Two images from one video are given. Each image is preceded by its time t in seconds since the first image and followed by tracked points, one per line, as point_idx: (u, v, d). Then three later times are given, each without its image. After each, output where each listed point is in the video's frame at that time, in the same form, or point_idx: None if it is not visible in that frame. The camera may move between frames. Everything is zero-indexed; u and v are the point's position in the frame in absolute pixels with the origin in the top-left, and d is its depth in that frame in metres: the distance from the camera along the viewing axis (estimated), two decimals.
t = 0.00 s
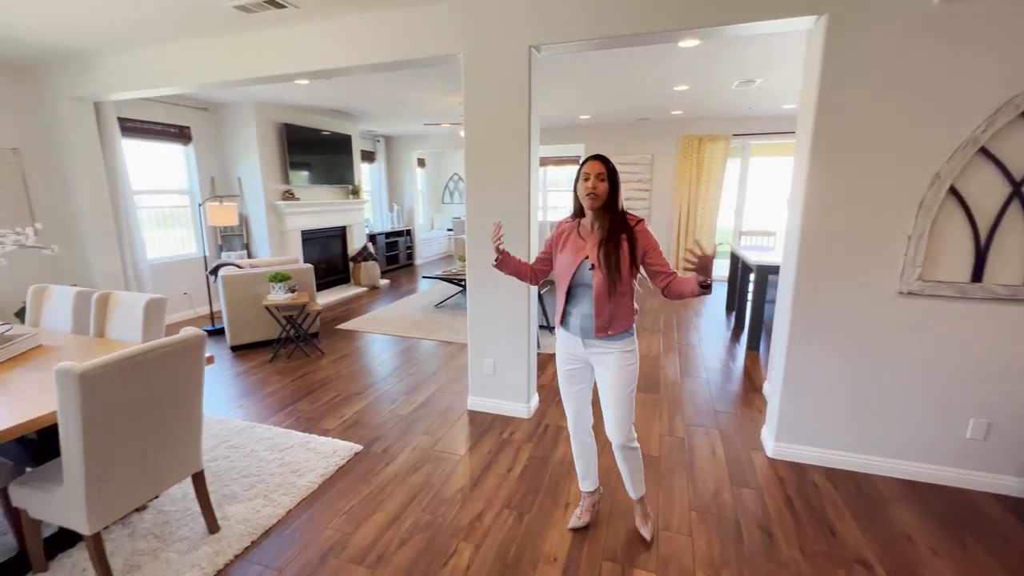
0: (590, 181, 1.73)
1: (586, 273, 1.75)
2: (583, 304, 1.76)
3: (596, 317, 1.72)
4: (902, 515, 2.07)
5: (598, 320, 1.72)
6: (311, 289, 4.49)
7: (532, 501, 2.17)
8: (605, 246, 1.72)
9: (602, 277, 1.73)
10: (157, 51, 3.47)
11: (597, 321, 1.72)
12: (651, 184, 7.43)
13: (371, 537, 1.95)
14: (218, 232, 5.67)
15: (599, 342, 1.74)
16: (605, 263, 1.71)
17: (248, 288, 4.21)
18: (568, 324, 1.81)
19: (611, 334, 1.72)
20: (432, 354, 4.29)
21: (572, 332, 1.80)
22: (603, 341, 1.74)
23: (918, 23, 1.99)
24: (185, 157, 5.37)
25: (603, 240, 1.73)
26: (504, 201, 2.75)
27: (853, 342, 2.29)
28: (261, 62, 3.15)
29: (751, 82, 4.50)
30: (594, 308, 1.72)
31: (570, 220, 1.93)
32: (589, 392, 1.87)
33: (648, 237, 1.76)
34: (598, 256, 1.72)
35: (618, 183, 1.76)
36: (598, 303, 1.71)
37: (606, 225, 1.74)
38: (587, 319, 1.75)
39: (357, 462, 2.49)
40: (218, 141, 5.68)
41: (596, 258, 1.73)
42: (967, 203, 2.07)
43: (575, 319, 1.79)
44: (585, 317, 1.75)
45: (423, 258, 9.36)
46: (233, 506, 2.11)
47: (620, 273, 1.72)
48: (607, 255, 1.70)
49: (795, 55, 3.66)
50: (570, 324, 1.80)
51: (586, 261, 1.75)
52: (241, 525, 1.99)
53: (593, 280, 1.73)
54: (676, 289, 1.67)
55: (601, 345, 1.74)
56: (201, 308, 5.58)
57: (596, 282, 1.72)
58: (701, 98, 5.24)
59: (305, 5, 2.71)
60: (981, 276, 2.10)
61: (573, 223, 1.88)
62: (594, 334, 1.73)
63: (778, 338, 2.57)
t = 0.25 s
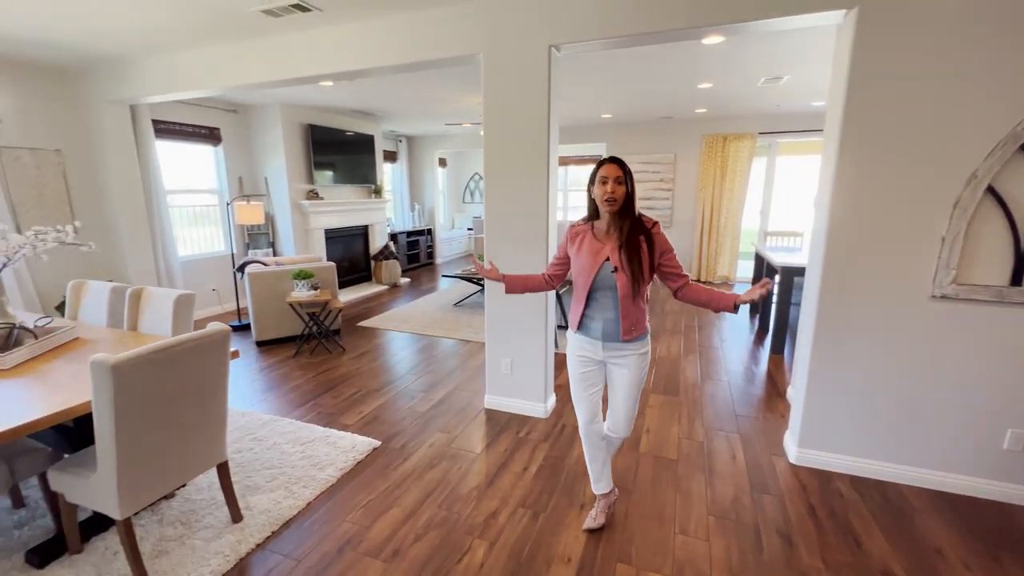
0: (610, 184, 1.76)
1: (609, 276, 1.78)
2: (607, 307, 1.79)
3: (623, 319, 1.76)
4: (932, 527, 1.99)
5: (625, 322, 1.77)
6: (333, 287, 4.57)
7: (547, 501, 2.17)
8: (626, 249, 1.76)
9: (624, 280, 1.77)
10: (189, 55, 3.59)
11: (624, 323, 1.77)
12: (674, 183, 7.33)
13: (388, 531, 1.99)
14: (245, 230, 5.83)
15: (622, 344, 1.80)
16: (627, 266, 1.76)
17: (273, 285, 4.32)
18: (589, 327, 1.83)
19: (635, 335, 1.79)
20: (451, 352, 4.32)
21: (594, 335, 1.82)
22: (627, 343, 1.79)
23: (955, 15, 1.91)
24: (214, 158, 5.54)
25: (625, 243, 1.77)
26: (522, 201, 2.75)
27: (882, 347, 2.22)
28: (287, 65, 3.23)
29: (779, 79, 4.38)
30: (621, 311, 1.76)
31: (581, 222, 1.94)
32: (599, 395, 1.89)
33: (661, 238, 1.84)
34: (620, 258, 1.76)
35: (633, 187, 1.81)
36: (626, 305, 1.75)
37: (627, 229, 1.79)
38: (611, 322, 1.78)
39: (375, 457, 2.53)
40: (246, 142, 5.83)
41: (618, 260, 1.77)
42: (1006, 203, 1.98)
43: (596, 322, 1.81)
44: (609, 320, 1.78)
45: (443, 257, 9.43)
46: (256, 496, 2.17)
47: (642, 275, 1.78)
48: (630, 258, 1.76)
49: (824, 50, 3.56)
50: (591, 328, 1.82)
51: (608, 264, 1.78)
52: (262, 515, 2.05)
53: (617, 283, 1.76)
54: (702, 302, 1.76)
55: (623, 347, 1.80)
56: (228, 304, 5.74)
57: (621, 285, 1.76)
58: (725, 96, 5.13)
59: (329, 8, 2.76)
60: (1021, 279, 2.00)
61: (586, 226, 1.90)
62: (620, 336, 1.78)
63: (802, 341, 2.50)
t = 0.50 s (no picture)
0: (625, 191, 1.76)
1: (627, 278, 1.78)
2: (626, 309, 1.78)
3: (644, 320, 1.78)
4: (963, 541, 1.91)
5: (646, 323, 1.78)
6: (352, 285, 4.64)
7: (561, 503, 2.16)
8: (643, 251, 1.77)
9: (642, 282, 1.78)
10: (216, 59, 3.68)
11: (644, 324, 1.79)
12: (695, 183, 7.22)
13: (402, 528, 2.01)
14: (268, 229, 5.96)
15: (641, 345, 1.81)
16: (645, 267, 1.77)
17: (294, 283, 4.40)
18: (608, 330, 1.81)
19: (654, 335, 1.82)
20: (467, 351, 4.34)
21: (613, 337, 1.80)
22: (644, 343, 1.81)
23: (993, 7, 1.83)
24: (239, 158, 5.67)
25: (642, 246, 1.78)
26: (539, 201, 2.74)
27: (912, 352, 2.14)
28: (309, 67, 3.29)
29: (805, 76, 4.27)
30: (642, 312, 1.77)
31: (591, 226, 1.91)
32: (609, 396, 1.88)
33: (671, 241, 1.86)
34: (638, 260, 1.77)
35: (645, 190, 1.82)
36: (647, 306, 1.77)
37: (643, 234, 1.79)
38: (632, 323, 1.78)
39: (391, 454, 2.55)
40: (270, 143, 5.96)
41: (635, 263, 1.77)
42: None
43: (616, 325, 1.80)
44: (630, 322, 1.78)
45: (461, 256, 9.48)
46: (274, 490, 2.21)
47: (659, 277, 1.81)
48: (648, 260, 1.77)
49: (852, 46, 3.45)
50: (611, 330, 1.80)
51: (625, 266, 1.78)
52: (280, 509, 2.09)
53: (636, 284, 1.77)
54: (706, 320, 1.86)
55: (640, 347, 1.82)
56: (251, 301, 5.88)
57: (640, 287, 1.77)
58: (749, 93, 5.03)
59: (349, 11, 2.80)
60: None
61: (598, 229, 1.88)
62: (642, 336, 1.79)
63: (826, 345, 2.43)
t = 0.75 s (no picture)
0: (633, 196, 1.72)
1: (631, 278, 1.76)
2: (630, 308, 1.77)
3: (646, 319, 1.77)
4: (996, 556, 1.83)
5: (648, 321, 1.77)
6: (369, 284, 4.68)
7: (574, 506, 2.14)
8: (647, 252, 1.76)
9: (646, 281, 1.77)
10: (237, 60, 3.75)
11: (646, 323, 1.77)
12: (714, 182, 7.10)
13: (415, 527, 2.01)
14: (288, 228, 6.05)
15: (642, 343, 1.80)
16: (649, 266, 1.75)
17: (312, 281, 4.46)
18: (611, 329, 1.80)
19: (656, 333, 1.81)
20: (482, 351, 4.34)
21: (616, 336, 1.79)
22: (647, 342, 1.80)
23: None
24: (259, 158, 5.77)
25: (647, 246, 1.76)
26: (554, 202, 2.72)
27: (941, 359, 2.05)
28: (328, 68, 3.33)
29: (829, 72, 4.16)
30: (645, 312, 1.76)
31: (596, 225, 1.89)
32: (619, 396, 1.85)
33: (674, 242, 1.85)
34: (642, 260, 1.75)
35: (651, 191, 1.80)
36: (649, 305, 1.75)
37: (646, 235, 1.77)
38: (636, 322, 1.77)
39: (404, 453, 2.56)
40: (290, 143, 6.05)
41: (639, 262, 1.75)
42: None
43: (620, 324, 1.78)
44: (632, 321, 1.77)
45: (476, 255, 9.50)
46: (290, 486, 2.24)
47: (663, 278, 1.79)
48: (652, 259, 1.75)
49: (881, 41, 3.34)
50: (614, 329, 1.79)
51: (630, 266, 1.76)
52: (295, 505, 2.11)
53: (640, 284, 1.75)
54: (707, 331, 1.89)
55: (643, 345, 1.80)
56: (270, 299, 5.98)
57: (644, 286, 1.75)
58: (771, 91, 4.92)
59: (367, 11, 2.82)
60: None
61: (603, 229, 1.85)
62: (643, 335, 1.78)
63: (849, 349, 2.36)
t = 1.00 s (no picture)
0: (641, 197, 1.69)
1: (639, 276, 1.72)
2: (638, 306, 1.73)
3: (655, 317, 1.72)
4: None
5: (656, 320, 1.73)
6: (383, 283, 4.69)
7: (587, 511, 2.10)
8: (655, 250, 1.72)
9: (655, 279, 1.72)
10: (254, 61, 3.78)
11: (654, 321, 1.73)
12: (732, 182, 6.97)
13: (425, 529, 1.99)
14: (303, 227, 6.11)
15: (651, 341, 1.76)
16: (657, 264, 1.71)
17: (326, 280, 4.49)
18: (620, 328, 1.76)
19: (666, 331, 1.76)
20: (495, 351, 4.32)
21: (625, 335, 1.75)
22: (656, 340, 1.76)
23: None
24: (276, 158, 5.83)
25: (655, 244, 1.72)
26: (569, 201, 2.68)
27: (973, 365, 1.97)
28: (343, 67, 3.34)
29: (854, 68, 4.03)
30: (653, 310, 1.72)
31: (603, 225, 1.85)
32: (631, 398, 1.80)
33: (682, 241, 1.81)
34: (650, 258, 1.71)
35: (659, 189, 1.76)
36: (658, 303, 1.71)
37: (654, 234, 1.73)
38: (645, 321, 1.73)
39: (416, 453, 2.55)
40: (306, 143, 6.11)
41: (647, 260, 1.71)
42: None
43: (629, 323, 1.74)
44: (641, 320, 1.73)
45: (490, 255, 9.49)
46: (301, 485, 2.24)
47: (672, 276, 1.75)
48: (661, 256, 1.71)
49: (908, 35, 3.23)
50: (623, 328, 1.75)
51: (638, 264, 1.72)
52: (306, 504, 2.11)
53: (648, 282, 1.71)
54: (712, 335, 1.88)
55: (652, 344, 1.76)
56: (286, 297, 6.04)
57: (652, 284, 1.71)
58: (792, 88, 4.80)
59: (381, 10, 2.81)
60: None
61: (610, 228, 1.82)
62: (652, 333, 1.74)
63: (874, 354, 2.27)
